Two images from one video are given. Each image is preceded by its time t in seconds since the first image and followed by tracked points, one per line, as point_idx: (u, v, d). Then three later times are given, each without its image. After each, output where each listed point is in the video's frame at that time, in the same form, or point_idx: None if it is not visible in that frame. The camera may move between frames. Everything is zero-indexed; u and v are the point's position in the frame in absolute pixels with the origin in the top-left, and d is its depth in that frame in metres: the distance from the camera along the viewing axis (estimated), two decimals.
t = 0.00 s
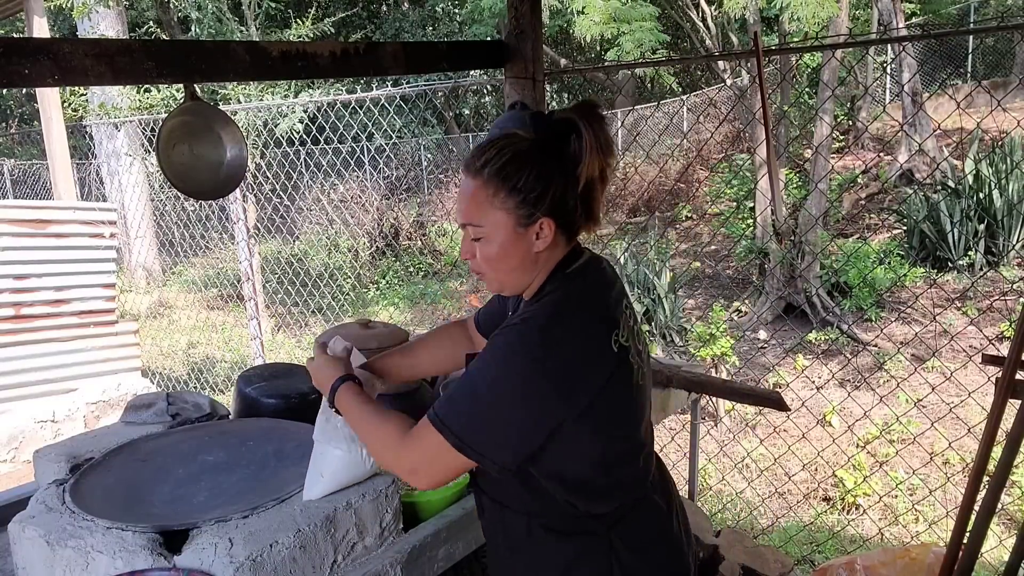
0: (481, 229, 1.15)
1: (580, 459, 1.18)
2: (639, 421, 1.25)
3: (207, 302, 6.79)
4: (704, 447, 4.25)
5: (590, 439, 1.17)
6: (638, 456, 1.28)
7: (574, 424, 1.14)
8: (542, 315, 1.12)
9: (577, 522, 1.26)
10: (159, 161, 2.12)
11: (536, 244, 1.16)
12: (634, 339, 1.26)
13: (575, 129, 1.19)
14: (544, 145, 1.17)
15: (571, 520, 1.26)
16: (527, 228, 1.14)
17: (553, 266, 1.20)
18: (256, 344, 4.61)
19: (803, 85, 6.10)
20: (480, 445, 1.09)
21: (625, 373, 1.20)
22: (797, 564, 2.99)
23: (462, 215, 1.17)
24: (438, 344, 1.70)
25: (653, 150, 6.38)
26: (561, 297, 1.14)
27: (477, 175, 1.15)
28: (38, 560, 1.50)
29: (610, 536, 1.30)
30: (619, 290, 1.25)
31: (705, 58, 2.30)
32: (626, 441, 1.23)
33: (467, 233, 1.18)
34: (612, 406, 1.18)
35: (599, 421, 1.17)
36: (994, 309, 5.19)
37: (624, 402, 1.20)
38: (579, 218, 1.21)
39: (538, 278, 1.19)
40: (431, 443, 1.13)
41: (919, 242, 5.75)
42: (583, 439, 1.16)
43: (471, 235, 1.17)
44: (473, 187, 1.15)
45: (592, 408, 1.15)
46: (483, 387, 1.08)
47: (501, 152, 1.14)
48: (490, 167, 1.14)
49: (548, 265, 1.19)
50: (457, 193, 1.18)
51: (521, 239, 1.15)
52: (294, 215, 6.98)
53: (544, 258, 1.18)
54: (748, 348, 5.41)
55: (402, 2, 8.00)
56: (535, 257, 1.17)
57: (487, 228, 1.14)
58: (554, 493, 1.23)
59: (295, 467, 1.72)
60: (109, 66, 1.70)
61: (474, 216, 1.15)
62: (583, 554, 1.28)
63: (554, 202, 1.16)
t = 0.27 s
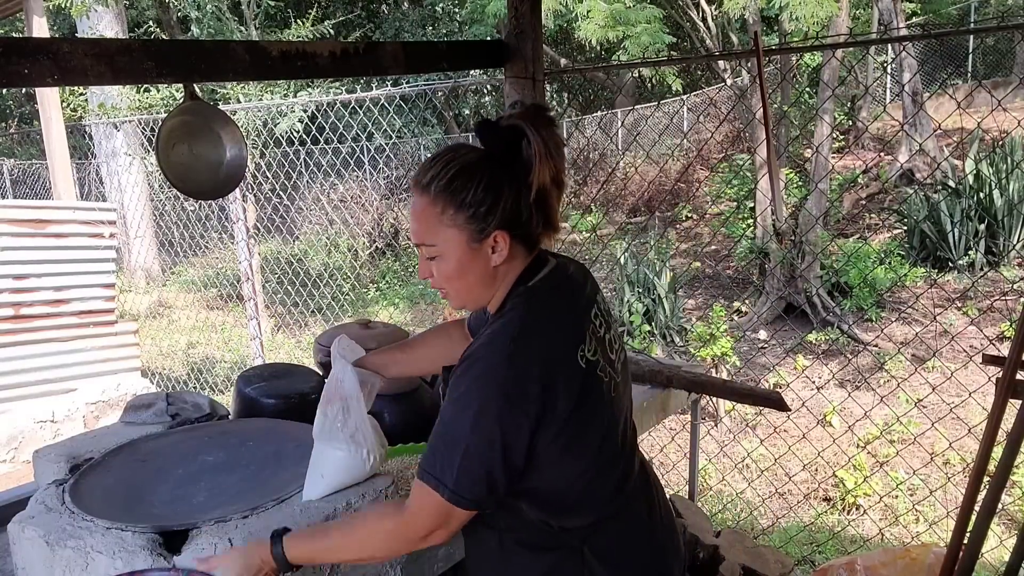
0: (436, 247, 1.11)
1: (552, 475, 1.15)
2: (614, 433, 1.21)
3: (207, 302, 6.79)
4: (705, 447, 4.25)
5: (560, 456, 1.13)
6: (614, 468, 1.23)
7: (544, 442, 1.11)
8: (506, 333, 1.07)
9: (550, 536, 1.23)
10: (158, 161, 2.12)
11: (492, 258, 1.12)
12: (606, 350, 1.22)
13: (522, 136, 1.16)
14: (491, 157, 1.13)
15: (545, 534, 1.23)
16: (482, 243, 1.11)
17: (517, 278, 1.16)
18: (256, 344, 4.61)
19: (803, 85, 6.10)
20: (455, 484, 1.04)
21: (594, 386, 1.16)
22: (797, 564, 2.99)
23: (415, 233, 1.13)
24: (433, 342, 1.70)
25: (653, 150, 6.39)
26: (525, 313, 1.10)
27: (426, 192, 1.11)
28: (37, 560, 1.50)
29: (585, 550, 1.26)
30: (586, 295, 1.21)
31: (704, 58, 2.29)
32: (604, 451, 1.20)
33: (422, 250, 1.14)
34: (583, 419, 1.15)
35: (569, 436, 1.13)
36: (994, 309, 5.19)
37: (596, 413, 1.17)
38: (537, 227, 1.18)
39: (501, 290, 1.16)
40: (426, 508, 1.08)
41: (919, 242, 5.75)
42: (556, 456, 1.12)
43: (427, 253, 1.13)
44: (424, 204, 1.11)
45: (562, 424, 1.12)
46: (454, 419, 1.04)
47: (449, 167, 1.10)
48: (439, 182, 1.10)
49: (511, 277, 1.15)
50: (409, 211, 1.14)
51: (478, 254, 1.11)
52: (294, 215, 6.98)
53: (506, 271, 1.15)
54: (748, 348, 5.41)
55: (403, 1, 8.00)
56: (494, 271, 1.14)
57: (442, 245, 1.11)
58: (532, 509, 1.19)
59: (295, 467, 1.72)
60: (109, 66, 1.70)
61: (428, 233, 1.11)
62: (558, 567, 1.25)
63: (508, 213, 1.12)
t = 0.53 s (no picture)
0: (411, 257, 1.12)
1: (544, 483, 1.13)
2: (606, 437, 1.19)
3: (207, 302, 6.79)
4: (705, 447, 4.25)
5: (551, 463, 1.11)
6: (607, 471, 1.22)
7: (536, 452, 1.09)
8: (491, 342, 1.06)
9: (546, 541, 1.22)
10: (158, 161, 2.12)
11: (465, 266, 1.11)
12: (597, 354, 1.19)
13: (493, 141, 1.13)
14: (460, 163, 1.11)
15: (540, 540, 1.21)
16: (451, 252, 1.10)
17: (499, 284, 1.14)
18: (256, 344, 4.61)
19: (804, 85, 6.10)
20: (442, 499, 1.03)
21: (585, 392, 1.14)
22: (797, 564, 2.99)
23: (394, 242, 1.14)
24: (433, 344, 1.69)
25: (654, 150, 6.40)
26: (511, 320, 1.08)
27: (398, 203, 1.12)
28: (37, 560, 1.50)
29: (582, 554, 1.25)
30: (576, 297, 1.18)
31: (704, 58, 2.29)
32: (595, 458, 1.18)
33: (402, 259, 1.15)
34: (574, 427, 1.13)
35: (558, 442, 1.11)
36: (994, 309, 5.19)
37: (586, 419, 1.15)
38: (517, 230, 1.15)
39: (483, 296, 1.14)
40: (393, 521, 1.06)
41: (919, 242, 5.74)
42: (548, 465, 1.11)
43: (405, 261, 1.14)
44: (396, 214, 1.12)
45: (552, 431, 1.10)
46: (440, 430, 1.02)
47: (417, 178, 1.10)
48: (407, 194, 1.10)
49: (491, 283, 1.14)
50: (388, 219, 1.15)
51: (451, 262, 1.11)
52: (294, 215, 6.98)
53: (483, 277, 1.13)
54: (748, 349, 5.41)
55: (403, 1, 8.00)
56: (470, 277, 1.13)
57: (415, 255, 1.12)
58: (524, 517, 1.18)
59: (295, 467, 1.71)
60: (109, 66, 1.70)
61: (403, 243, 1.12)
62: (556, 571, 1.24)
63: (479, 220, 1.10)
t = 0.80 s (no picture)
0: (421, 251, 1.12)
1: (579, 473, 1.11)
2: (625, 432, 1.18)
3: (207, 302, 6.79)
4: (705, 447, 4.25)
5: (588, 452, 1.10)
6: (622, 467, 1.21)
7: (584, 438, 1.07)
8: (532, 327, 1.04)
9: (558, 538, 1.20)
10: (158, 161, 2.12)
11: (472, 260, 1.10)
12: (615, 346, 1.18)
13: (500, 138, 1.11)
14: (468, 156, 1.10)
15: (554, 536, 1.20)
16: (458, 246, 1.09)
17: (510, 279, 1.12)
18: (256, 344, 4.61)
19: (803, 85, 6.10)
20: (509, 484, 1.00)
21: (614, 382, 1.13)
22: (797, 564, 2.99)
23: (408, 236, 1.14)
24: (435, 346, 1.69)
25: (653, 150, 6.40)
26: (539, 309, 1.06)
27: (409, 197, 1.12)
28: (38, 560, 1.50)
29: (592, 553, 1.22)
30: (594, 292, 1.17)
31: (704, 58, 2.28)
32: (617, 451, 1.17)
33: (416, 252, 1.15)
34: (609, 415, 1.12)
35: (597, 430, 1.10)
36: (994, 309, 5.19)
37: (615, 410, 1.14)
38: (527, 225, 1.12)
39: (495, 290, 1.13)
40: (526, 521, 1.01)
41: (919, 242, 5.74)
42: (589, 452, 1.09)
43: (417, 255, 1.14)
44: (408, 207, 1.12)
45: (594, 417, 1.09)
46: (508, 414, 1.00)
47: (427, 173, 1.10)
48: (418, 188, 1.10)
49: (501, 278, 1.12)
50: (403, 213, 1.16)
51: (459, 256, 1.10)
52: (293, 215, 6.98)
53: (493, 272, 1.12)
54: (747, 348, 5.41)
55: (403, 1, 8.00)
56: (478, 272, 1.11)
57: (425, 249, 1.11)
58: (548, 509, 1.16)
59: (294, 468, 1.71)
60: (109, 66, 1.70)
61: (413, 237, 1.12)
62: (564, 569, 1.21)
63: (484, 214, 1.08)
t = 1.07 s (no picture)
0: (457, 244, 1.09)
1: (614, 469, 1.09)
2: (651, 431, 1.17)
3: (207, 302, 6.79)
4: (705, 447, 4.25)
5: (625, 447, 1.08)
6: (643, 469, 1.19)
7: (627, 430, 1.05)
8: (577, 317, 1.03)
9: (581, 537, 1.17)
10: (158, 161, 2.12)
11: (510, 256, 1.07)
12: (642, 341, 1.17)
13: (542, 135, 1.08)
14: (511, 152, 1.06)
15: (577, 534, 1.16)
16: (497, 242, 1.06)
17: (546, 276, 1.10)
18: (256, 344, 4.61)
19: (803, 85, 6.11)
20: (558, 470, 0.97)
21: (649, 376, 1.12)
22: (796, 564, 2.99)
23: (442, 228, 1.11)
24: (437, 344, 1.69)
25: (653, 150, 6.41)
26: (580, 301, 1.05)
27: (449, 188, 1.09)
28: (38, 560, 1.50)
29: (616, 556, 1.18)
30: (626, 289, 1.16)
31: (705, 58, 2.28)
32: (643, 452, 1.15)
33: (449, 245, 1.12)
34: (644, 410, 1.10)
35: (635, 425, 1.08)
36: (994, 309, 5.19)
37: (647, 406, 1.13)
38: (564, 225, 1.10)
39: (529, 288, 1.10)
40: (568, 507, 0.98)
41: (919, 242, 5.73)
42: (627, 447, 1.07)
43: (451, 247, 1.11)
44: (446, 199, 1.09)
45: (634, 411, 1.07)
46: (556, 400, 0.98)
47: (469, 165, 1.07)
48: (460, 180, 1.07)
49: (538, 275, 1.09)
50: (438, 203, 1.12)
51: (497, 252, 1.07)
52: (293, 215, 6.98)
53: (529, 267, 1.09)
54: (747, 349, 5.41)
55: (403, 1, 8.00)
56: (514, 268, 1.08)
57: (460, 242, 1.08)
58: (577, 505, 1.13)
59: (295, 468, 1.71)
60: (109, 66, 1.70)
61: (449, 230, 1.09)
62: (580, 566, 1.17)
63: (525, 211, 1.05)
